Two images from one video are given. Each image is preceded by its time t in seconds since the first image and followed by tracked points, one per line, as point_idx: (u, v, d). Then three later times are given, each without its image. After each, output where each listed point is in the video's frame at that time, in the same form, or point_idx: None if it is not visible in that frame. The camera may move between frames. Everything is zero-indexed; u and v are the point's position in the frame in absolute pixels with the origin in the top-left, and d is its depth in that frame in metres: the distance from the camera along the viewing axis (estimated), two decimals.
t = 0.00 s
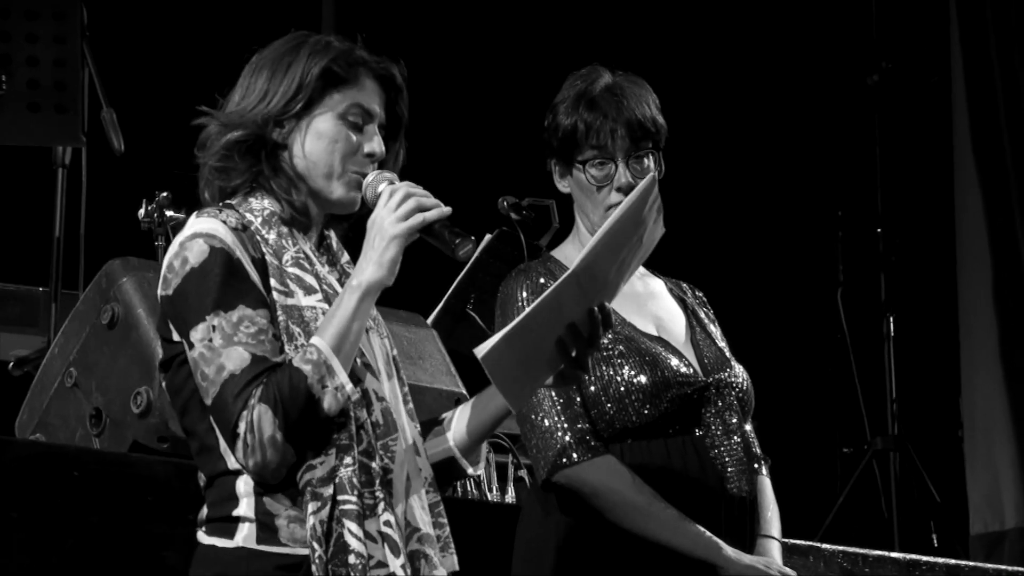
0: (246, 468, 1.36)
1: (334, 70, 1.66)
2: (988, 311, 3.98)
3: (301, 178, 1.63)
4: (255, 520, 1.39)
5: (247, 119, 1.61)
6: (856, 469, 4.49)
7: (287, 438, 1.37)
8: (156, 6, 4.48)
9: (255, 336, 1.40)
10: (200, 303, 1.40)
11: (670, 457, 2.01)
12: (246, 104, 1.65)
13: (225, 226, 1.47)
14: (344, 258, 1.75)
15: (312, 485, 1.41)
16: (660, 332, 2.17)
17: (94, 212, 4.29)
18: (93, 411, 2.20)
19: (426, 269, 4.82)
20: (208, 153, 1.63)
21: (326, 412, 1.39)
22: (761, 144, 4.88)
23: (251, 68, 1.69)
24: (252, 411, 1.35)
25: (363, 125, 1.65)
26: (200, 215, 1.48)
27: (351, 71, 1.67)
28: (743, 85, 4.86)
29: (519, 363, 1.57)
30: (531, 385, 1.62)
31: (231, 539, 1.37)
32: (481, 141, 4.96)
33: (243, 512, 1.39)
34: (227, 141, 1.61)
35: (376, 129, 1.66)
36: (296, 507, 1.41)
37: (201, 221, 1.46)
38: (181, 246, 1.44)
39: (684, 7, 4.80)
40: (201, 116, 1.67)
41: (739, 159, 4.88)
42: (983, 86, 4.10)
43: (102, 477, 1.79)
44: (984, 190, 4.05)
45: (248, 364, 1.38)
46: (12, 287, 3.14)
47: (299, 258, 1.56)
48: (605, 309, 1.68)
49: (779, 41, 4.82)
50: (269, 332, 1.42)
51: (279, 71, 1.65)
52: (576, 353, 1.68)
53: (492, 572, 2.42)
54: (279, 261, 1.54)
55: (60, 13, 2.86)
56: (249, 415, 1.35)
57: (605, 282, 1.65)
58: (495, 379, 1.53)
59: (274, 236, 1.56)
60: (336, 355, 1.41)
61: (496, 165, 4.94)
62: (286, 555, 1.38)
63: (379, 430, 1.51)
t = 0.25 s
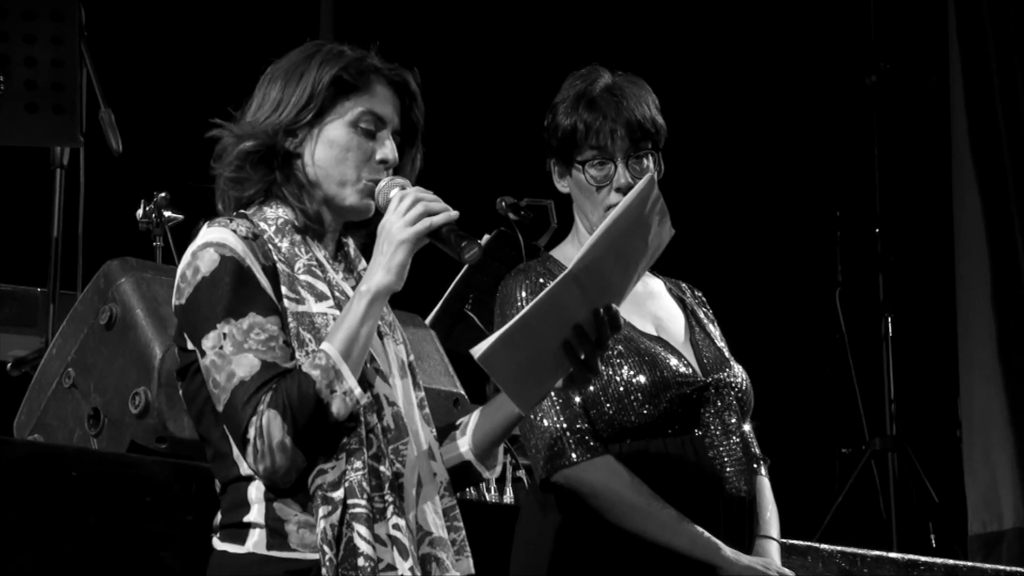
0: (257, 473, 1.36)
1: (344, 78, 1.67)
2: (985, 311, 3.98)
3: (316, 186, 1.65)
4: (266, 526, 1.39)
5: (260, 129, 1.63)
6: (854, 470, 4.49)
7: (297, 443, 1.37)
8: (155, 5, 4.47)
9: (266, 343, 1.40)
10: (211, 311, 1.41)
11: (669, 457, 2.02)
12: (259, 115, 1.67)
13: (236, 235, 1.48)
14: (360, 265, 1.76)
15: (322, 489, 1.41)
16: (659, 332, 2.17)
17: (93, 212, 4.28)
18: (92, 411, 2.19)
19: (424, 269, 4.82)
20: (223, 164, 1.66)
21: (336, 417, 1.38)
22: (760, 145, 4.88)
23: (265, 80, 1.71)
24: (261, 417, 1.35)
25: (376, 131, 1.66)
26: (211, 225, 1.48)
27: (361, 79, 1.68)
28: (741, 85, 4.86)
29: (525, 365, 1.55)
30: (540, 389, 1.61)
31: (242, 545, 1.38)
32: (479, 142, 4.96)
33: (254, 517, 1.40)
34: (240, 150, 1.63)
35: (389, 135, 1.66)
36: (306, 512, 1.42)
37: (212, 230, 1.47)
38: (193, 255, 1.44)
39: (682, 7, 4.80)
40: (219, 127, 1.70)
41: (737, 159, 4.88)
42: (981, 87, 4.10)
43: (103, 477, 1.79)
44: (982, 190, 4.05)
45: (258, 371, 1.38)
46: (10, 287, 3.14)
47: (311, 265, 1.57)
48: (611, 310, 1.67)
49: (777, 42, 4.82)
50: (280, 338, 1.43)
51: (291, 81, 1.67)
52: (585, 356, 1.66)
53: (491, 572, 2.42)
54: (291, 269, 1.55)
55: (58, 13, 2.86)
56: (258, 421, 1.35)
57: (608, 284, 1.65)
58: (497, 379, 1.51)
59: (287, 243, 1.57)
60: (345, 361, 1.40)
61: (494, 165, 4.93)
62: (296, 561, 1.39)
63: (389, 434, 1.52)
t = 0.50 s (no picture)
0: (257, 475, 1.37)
1: (348, 84, 1.68)
2: (984, 312, 3.98)
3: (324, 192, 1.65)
4: (267, 528, 1.40)
5: (269, 138, 1.63)
6: (852, 470, 4.49)
7: (297, 446, 1.37)
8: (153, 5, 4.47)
9: (267, 347, 1.41)
10: (214, 316, 1.41)
11: (668, 457, 2.02)
12: (267, 125, 1.67)
13: (240, 240, 1.48)
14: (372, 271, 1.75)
15: (323, 491, 1.41)
16: (659, 332, 2.18)
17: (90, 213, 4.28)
18: (89, 412, 2.19)
19: (422, 270, 4.82)
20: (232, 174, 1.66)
21: (334, 419, 1.38)
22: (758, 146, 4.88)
23: (272, 91, 1.72)
24: (260, 419, 1.36)
25: (383, 135, 1.66)
26: (216, 231, 1.49)
27: (367, 84, 1.70)
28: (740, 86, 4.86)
29: (521, 363, 1.55)
30: (540, 387, 1.61)
31: (245, 547, 1.39)
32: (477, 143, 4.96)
33: (256, 519, 1.41)
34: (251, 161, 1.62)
35: (396, 139, 1.67)
36: (308, 514, 1.42)
37: (217, 236, 1.47)
38: (197, 261, 1.45)
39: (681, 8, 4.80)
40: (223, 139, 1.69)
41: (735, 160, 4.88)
42: (979, 88, 4.10)
43: (101, 478, 1.79)
44: (980, 191, 4.05)
45: (258, 374, 1.38)
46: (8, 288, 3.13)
47: (317, 270, 1.55)
48: (614, 310, 1.66)
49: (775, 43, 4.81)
50: (283, 342, 1.43)
51: (298, 90, 1.68)
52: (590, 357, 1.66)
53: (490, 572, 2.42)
54: (296, 273, 1.53)
55: (57, 14, 2.85)
56: (258, 423, 1.36)
57: (611, 282, 1.64)
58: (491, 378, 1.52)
59: (294, 249, 1.56)
60: (346, 364, 1.40)
61: (492, 166, 4.93)
62: (297, 562, 1.39)
63: (392, 436, 1.51)
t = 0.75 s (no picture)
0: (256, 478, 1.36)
1: (349, 89, 1.68)
2: (983, 312, 3.98)
3: (325, 196, 1.65)
4: (265, 530, 1.40)
5: (272, 145, 1.64)
6: (851, 471, 4.49)
7: (294, 448, 1.37)
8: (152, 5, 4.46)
9: (266, 349, 1.41)
10: (214, 321, 1.41)
11: (668, 459, 2.02)
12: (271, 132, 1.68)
13: (239, 245, 1.49)
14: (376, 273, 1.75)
15: (321, 493, 1.41)
16: (658, 333, 2.18)
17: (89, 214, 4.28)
18: (88, 413, 2.19)
19: (421, 271, 4.82)
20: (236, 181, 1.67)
21: (331, 420, 1.37)
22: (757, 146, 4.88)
23: (277, 98, 1.72)
24: (257, 422, 1.36)
25: (383, 139, 1.66)
26: (216, 236, 1.49)
27: (367, 89, 1.69)
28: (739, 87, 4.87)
29: (513, 360, 1.57)
30: (531, 382, 1.63)
31: (244, 549, 1.39)
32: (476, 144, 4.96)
33: (255, 521, 1.40)
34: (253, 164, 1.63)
35: (397, 144, 1.67)
36: (306, 516, 1.42)
37: (217, 240, 1.48)
38: (197, 266, 1.46)
39: (679, 9, 4.80)
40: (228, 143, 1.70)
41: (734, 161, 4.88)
42: (977, 89, 4.10)
43: (100, 479, 1.79)
44: (979, 192, 4.05)
45: (256, 377, 1.38)
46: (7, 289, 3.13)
47: (318, 273, 1.56)
48: (612, 310, 1.66)
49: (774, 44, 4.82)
50: (282, 345, 1.43)
51: (300, 96, 1.68)
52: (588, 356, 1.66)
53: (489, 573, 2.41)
54: (297, 277, 1.54)
55: (55, 15, 2.85)
56: (255, 426, 1.36)
57: (607, 278, 1.63)
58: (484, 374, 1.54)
59: (296, 253, 1.57)
60: (342, 364, 1.40)
61: (491, 168, 4.93)
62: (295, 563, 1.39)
63: (390, 438, 1.52)
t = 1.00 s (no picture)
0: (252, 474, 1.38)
1: (338, 81, 1.70)
2: (982, 314, 3.98)
3: (336, 188, 1.64)
4: (259, 532, 1.40)
5: (279, 143, 1.64)
6: (849, 471, 4.49)
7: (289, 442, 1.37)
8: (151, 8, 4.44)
9: (263, 346, 1.41)
10: (213, 318, 1.42)
11: (665, 461, 2.01)
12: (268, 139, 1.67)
13: (241, 243, 1.49)
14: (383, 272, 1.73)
15: (320, 493, 1.41)
16: (657, 335, 2.17)
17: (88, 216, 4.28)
18: (87, 415, 2.18)
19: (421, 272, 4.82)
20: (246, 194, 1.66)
21: (323, 412, 1.36)
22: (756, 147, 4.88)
23: (260, 112, 1.72)
24: (250, 418, 1.37)
25: (382, 118, 1.68)
26: (218, 234, 1.50)
27: (352, 79, 1.72)
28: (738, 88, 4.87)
29: (496, 370, 1.59)
30: (524, 397, 1.64)
31: (236, 551, 1.39)
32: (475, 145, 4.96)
33: (248, 524, 1.40)
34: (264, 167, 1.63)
35: (394, 123, 1.68)
36: (300, 517, 1.42)
37: (219, 239, 1.48)
38: (199, 265, 1.47)
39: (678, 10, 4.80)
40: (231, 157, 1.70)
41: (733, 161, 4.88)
42: (976, 90, 4.10)
43: (100, 480, 1.78)
44: (978, 193, 4.05)
45: (252, 374, 1.39)
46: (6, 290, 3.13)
47: (321, 274, 1.55)
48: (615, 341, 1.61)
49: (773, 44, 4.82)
50: (282, 342, 1.43)
51: (287, 102, 1.69)
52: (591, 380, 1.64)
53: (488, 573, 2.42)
54: (299, 277, 1.53)
55: (54, 16, 2.85)
56: (247, 422, 1.37)
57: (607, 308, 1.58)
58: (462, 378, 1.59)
59: (298, 253, 1.56)
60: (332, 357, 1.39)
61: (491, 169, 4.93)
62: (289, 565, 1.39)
63: (388, 440, 1.51)
